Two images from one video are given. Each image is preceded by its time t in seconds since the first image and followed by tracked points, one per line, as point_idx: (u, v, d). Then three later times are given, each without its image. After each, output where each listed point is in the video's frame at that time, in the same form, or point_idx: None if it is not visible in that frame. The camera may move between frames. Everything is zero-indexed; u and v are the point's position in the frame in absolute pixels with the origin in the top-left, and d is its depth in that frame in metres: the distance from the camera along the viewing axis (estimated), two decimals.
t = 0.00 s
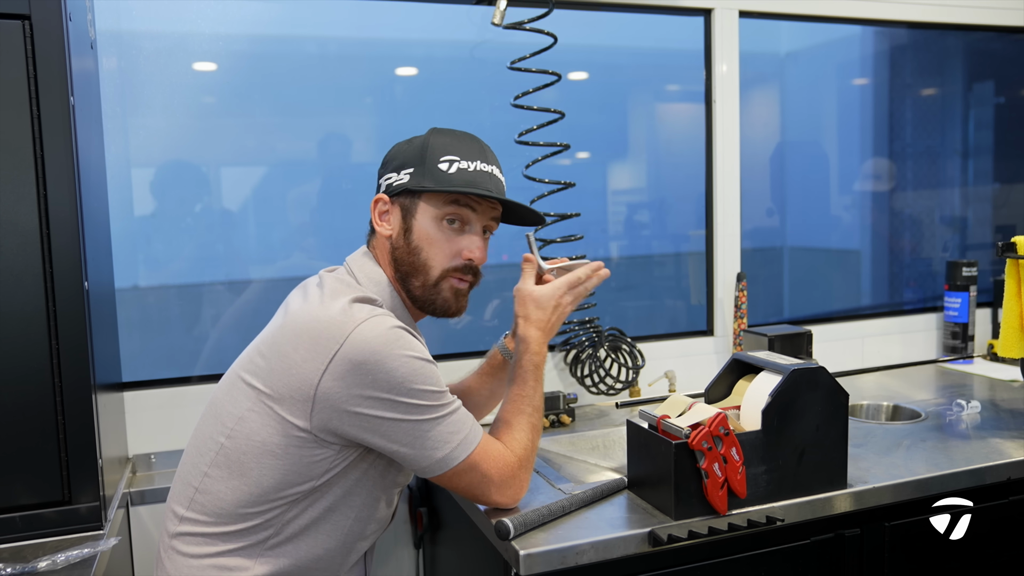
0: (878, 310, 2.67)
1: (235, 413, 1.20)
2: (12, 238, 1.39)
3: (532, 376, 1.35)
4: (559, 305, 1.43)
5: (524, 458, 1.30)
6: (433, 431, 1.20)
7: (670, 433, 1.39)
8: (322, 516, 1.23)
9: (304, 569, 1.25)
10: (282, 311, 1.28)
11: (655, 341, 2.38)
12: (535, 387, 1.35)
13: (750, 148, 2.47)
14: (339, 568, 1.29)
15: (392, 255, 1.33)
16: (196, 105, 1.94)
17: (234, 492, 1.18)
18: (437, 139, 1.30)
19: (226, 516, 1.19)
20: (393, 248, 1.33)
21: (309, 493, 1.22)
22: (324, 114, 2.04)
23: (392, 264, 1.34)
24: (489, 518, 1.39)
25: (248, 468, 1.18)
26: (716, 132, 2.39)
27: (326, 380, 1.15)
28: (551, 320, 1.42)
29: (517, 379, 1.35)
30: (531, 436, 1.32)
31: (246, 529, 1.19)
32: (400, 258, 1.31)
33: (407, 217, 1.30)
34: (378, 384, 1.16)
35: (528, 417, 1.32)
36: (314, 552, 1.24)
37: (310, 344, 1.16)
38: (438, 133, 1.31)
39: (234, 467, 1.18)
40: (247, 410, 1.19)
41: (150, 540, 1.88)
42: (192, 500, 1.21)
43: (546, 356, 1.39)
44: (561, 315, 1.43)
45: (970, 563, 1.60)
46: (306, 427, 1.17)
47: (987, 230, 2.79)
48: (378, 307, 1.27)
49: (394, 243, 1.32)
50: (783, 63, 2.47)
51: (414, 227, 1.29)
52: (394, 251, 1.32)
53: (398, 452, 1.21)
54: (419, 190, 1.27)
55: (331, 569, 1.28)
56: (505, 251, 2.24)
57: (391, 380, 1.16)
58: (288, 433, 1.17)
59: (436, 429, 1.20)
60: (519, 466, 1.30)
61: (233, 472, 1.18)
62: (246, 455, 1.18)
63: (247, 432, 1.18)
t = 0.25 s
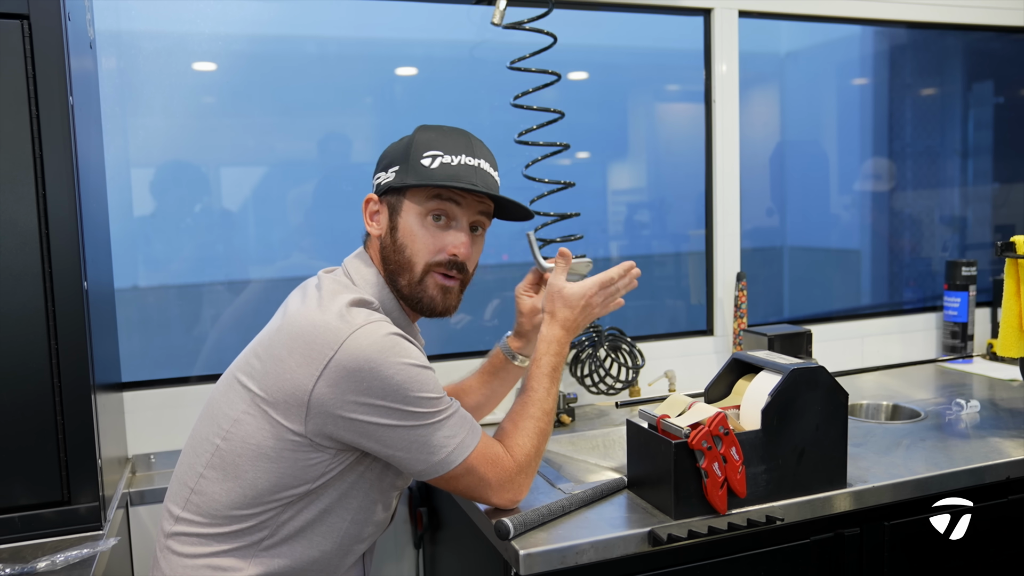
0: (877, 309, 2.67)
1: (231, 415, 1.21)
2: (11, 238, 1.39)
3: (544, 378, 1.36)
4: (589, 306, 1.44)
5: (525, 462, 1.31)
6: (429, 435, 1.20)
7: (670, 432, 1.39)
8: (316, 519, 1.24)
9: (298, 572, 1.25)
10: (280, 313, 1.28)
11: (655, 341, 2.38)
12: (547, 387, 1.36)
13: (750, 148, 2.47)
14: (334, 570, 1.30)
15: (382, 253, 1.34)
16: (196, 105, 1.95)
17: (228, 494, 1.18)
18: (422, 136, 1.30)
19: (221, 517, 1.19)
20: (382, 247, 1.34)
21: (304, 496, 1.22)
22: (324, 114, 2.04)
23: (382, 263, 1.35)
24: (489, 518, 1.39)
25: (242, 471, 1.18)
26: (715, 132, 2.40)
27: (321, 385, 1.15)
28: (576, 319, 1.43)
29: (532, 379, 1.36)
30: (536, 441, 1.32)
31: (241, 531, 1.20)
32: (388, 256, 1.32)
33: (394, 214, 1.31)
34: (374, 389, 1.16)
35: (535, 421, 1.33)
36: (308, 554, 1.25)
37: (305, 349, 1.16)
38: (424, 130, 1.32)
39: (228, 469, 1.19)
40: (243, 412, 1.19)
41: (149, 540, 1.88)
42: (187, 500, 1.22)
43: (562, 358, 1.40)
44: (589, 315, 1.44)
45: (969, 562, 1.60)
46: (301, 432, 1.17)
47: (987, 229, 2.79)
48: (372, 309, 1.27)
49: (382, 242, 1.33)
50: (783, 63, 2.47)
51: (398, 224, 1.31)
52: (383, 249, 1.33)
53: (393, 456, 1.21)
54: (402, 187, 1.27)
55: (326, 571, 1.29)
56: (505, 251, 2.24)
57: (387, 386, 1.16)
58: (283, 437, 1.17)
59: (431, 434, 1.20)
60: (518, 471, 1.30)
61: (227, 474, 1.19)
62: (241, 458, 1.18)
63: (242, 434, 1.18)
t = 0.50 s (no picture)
0: (877, 309, 2.67)
1: (231, 415, 1.21)
2: (11, 239, 1.39)
3: (546, 378, 1.36)
4: (587, 305, 1.44)
5: (526, 462, 1.31)
6: (429, 435, 1.20)
7: (670, 432, 1.40)
8: (317, 518, 1.24)
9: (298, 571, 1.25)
10: (280, 313, 1.28)
11: (655, 340, 2.38)
12: (547, 387, 1.35)
13: (750, 147, 2.47)
14: (334, 569, 1.30)
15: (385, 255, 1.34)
16: (196, 105, 1.95)
17: (228, 494, 1.18)
18: (426, 137, 1.30)
19: (221, 517, 1.19)
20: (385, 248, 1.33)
21: (304, 495, 1.22)
22: (323, 114, 2.04)
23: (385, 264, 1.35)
24: (489, 518, 1.39)
25: (242, 471, 1.18)
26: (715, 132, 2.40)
27: (321, 385, 1.15)
28: (575, 318, 1.43)
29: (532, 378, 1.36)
30: (537, 441, 1.32)
31: (241, 530, 1.20)
32: (391, 257, 1.32)
33: (397, 216, 1.30)
34: (374, 389, 1.16)
35: (536, 420, 1.33)
36: (308, 554, 1.25)
37: (306, 349, 1.16)
38: (428, 130, 1.32)
39: (228, 469, 1.19)
40: (243, 412, 1.19)
41: (149, 540, 1.88)
42: (187, 500, 1.22)
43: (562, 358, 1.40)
44: (586, 313, 1.45)
45: (969, 562, 1.60)
46: (301, 431, 1.17)
47: (987, 229, 2.79)
48: (376, 309, 1.27)
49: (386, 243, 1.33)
50: (783, 62, 2.47)
51: (403, 226, 1.30)
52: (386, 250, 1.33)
53: (394, 456, 1.21)
54: (406, 189, 1.27)
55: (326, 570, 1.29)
56: (505, 251, 2.24)
57: (387, 386, 1.16)
58: (283, 436, 1.17)
59: (432, 433, 1.20)
60: (519, 471, 1.30)
61: (228, 474, 1.19)
62: (242, 457, 1.18)
63: (243, 434, 1.18)
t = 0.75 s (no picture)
0: (877, 308, 2.67)
1: (231, 413, 1.21)
2: (10, 238, 1.39)
3: (549, 379, 1.36)
4: (599, 312, 1.44)
5: (527, 462, 1.30)
6: (430, 433, 1.20)
7: (670, 431, 1.40)
8: (317, 517, 1.24)
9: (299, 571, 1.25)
10: (280, 311, 1.28)
11: (655, 340, 2.38)
12: (552, 388, 1.35)
13: (749, 147, 2.47)
14: (336, 568, 1.30)
15: (383, 251, 1.34)
16: (196, 105, 1.95)
17: (229, 492, 1.18)
18: (422, 134, 1.30)
19: (222, 516, 1.19)
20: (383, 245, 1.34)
21: (305, 494, 1.22)
22: (323, 113, 2.04)
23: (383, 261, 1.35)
24: (488, 517, 1.39)
25: (243, 469, 1.18)
26: (715, 131, 2.40)
27: (322, 383, 1.15)
28: (584, 323, 1.42)
29: (536, 378, 1.36)
30: (538, 441, 1.32)
31: (242, 529, 1.20)
32: (389, 254, 1.32)
33: (394, 213, 1.31)
34: (374, 388, 1.16)
35: (538, 420, 1.33)
36: (309, 553, 1.25)
37: (306, 347, 1.16)
38: (424, 128, 1.32)
39: (229, 468, 1.19)
40: (243, 411, 1.20)
41: (149, 539, 1.88)
42: (188, 500, 1.22)
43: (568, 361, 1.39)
44: (597, 319, 1.44)
45: (969, 561, 1.60)
46: (301, 430, 1.17)
47: (987, 228, 2.79)
48: (376, 307, 1.27)
49: (384, 240, 1.33)
50: (782, 62, 2.47)
51: (399, 223, 1.31)
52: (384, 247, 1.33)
53: (394, 454, 1.21)
54: (402, 186, 1.27)
55: (327, 570, 1.29)
56: (504, 251, 2.24)
57: (387, 384, 1.16)
58: (284, 435, 1.17)
59: (432, 432, 1.20)
60: (519, 470, 1.30)
61: (228, 473, 1.19)
62: (242, 456, 1.18)
63: (243, 433, 1.18)
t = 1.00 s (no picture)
0: (877, 306, 2.67)
1: (231, 411, 1.21)
2: (9, 236, 1.39)
3: (537, 374, 1.36)
4: (578, 296, 1.43)
5: (522, 460, 1.30)
6: (429, 430, 1.20)
7: (669, 428, 1.40)
8: (318, 514, 1.24)
9: (300, 569, 1.25)
10: (279, 308, 1.28)
11: (654, 337, 2.38)
12: (540, 383, 1.35)
13: (749, 145, 2.47)
14: (337, 566, 1.30)
15: (381, 247, 1.34)
16: (195, 104, 1.95)
17: (230, 490, 1.18)
18: (421, 130, 1.30)
19: (222, 514, 1.19)
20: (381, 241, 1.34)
21: (305, 491, 1.22)
22: (322, 112, 2.04)
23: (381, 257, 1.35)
24: (487, 515, 1.39)
25: (243, 467, 1.18)
26: (714, 130, 2.40)
27: (321, 379, 1.15)
28: (564, 310, 1.42)
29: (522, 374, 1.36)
30: (532, 439, 1.32)
31: (242, 527, 1.20)
32: (387, 250, 1.33)
33: (393, 208, 1.31)
34: (374, 384, 1.16)
35: (530, 418, 1.33)
36: (310, 550, 1.25)
37: (305, 344, 1.16)
38: (423, 124, 1.32)
39: (229, 465, 1.19)
40: (243, 408, 1.20)
41: (148, 538, 1.88)
42: (189, 498, 1.22)
43: (554, 354, 1.39)
44: (578, 301, 1.43)
45: (968, 558, 1.60)
46: (301, 427, 1.17)
47: (986, 226, 2.79)
48: (375, 304, 1.27)
49: (382, 236, 1.34)
50: (782, 60, 2.47)
51: (397, 219, 1.31)
52: (382, 243, 1.34)
53: (394, 451, 1.21)
54: (401, 182, 1.27)
55: (328, 568, 1.29)
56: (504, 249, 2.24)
57: (387, 380, 1.16)
58: (284, 432, 1.17)
59: (432, 428, 1.20)
60: (515, 469, 1.30)
61: (228, 471, 1.19)
62: (242, 453, 1.18)
63: (243, 430, 1.18)
